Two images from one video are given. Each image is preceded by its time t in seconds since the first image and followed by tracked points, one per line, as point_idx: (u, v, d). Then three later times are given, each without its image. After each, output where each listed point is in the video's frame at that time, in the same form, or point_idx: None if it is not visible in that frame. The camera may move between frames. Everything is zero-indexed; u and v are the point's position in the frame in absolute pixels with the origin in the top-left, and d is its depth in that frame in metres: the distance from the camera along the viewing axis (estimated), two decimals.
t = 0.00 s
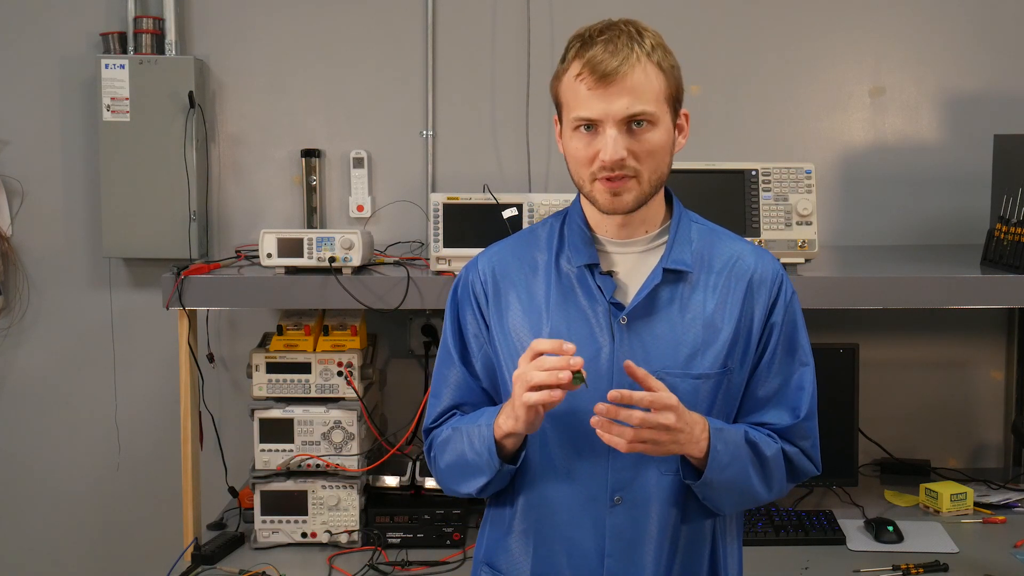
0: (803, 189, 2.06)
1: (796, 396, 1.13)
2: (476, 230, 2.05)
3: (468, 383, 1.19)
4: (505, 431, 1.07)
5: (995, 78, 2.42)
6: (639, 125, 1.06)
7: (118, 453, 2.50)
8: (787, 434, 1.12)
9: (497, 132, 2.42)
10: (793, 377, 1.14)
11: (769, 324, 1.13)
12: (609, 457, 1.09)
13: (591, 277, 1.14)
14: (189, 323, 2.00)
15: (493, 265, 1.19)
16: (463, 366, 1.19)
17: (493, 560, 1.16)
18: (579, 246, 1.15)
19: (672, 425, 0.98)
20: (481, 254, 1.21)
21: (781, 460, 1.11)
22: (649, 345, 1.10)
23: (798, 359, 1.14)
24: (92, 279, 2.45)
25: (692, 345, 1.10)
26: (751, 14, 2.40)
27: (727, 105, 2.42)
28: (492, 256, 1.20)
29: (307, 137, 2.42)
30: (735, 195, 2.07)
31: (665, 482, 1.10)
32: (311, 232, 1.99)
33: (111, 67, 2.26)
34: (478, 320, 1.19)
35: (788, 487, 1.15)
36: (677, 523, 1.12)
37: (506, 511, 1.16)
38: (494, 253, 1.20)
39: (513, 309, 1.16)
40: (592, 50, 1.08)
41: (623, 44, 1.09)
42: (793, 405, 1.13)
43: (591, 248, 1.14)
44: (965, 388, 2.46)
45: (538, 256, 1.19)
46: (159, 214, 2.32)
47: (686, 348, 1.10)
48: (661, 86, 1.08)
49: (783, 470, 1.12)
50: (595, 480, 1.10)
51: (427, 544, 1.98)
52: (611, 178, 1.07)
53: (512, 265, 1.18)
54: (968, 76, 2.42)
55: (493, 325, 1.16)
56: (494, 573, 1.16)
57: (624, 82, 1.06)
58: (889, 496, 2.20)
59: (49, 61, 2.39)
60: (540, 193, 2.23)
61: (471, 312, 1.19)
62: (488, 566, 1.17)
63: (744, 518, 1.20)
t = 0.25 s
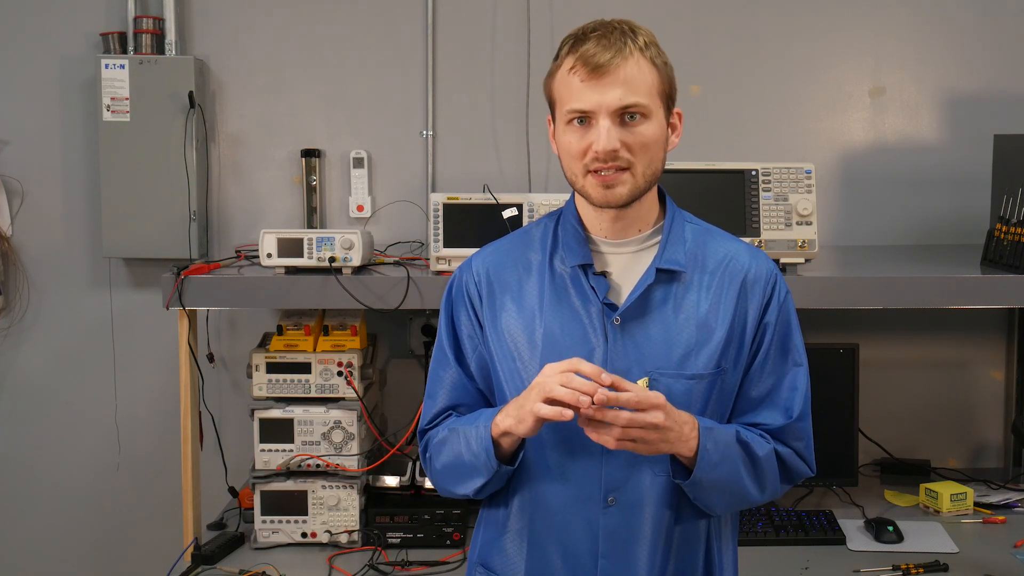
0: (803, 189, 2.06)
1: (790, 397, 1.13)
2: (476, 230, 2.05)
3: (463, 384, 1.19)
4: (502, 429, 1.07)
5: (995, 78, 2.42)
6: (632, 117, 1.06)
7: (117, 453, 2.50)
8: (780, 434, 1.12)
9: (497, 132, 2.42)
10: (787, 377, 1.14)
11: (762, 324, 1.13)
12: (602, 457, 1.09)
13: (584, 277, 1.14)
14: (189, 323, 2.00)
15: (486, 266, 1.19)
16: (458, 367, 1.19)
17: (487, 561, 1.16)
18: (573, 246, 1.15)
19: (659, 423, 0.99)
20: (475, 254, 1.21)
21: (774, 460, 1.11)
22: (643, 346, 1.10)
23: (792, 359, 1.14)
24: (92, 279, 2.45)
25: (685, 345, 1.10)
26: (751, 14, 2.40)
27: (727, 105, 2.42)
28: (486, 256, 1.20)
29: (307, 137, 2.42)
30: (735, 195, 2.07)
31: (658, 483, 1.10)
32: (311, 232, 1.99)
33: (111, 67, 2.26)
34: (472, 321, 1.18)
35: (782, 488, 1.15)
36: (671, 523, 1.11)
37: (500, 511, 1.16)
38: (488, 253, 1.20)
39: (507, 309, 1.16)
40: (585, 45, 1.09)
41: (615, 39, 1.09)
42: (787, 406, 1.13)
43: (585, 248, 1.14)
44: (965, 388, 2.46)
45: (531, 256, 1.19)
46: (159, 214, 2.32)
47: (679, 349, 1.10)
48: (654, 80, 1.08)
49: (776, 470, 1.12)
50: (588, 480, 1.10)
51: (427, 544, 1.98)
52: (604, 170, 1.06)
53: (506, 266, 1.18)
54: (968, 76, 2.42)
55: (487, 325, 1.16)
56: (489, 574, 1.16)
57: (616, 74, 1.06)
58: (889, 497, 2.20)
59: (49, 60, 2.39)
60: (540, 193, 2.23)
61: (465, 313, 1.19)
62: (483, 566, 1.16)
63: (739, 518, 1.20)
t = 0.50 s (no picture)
0: (803, 189, 2.06)
1: (786, 397, 1.13)
2: (476, 230, 2.05)
3: (458, 384, 1.19)
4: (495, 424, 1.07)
5: (995, 78, 2.42)
6: (627, 113, 1.07)
7: (117, 453, 2.50)
8: (776, 435, 1.12)
9: (497, 132, 2.42)
10: (783, 378, 1.14)
11: (757, 325, 1.13)
12: (596, 457, 1.09)
13: (578, 277, 1.14)
14: (189, 323, 2.00)
15: (481, 266, 1.19)
16: (454, 367, 1.20)
17: (482, 561, 1.16)
18: (567, 246, 1.15)
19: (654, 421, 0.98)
20: (470, 255, 1.22)
21: (771, 460, 1.11)
22: (637, 346, 1.10)
23: (787, 360, 1.13)
24: (92, 279, 2.45)
25: (679, 345, 1.10)
26: (751, 14, 2.40)
27: (727, 105, 2.42)
28: (481, 256, 1.20)
29: (307, 137, 2.42)
30: (735, 195, 2.07)
31: (652, 483, 1.10)
32: (311, 232, 1.99)
33: (111, 67, 2.26)
34: (468, 321, 1.19)
35: (779, 489, 1.15)
36: (666, 523, 1.11)
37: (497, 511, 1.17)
38: (484, 253, 1.20)
39: (501, 309, 1.16)
40: (581, 43, 1.10)
41: (611, 37, 1.10)
42: (783, 406, 1.13)
43: (579, 248, 1.14)
44: (965, 388, 2.46)
45: (526, 256, 1.19)
46: (159, 214, 2.32)
47: (673, 349, 1.10)
48: (649, 77, 1.08)
49: (773, 471, 1.12)
50: (582, 480, 1.10)
51: (427, 544, 1.98)
52: (598, 165, 1.06)
53: (500, 266, 1.18)
54: (969, 76, 2.42)
55: (481, 325, 1.16)
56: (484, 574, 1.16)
57: (611, 70, 1.06)
58: (889, 497, 2.20)
59: (49, 60, 2.39)
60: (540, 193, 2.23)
61: (461, 313, 1.19)
62: (478, 566, 1.17)
63: (735, 519, 1.20)
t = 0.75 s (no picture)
0: (802, 189, 2.06)
1: (786, 397, 1.13)
2: (476, 230, 2.06)
3: (456, 385, 1.19)
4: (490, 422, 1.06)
5: (995, 78, 2.42)
6: (625, 112, 1.06)
7: (117, 453, 2.50)
8: (777, 435, 1.12)
9: (497, 132, 2.42)
10: (783, 377, 1.14)
11: (757, 325, 1.13)
12: (593, 457, 1.09)
13: (576, 277, 1.14)
14: (189, 323, 2.00)
15: (479, 267, 1.19)
16: (452, 367, 1.20)
17: (480, 560, 1.16)
18: (564, 246, 1.15)
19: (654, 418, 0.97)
20: (468, 256, 1.22)
21: (772, 461, 1.11)
22: (634, 346, 1.10)
23: (787, 360, 1.13)
24: (92, 279, 2.45)
25: (677, 346, 1.10)
26: (751, 14, 2.40)
27: (727, 105, 2.42)
28: (478, 257, 1.20)
29: (307, 137, 2.42)
30: (735, 195, 2.07)
31: (650, 483, 1.10)
32: (311, 232, 1.99)
33: (111, 67, 2.26)
34: (466, 322, 1.19)
35: (780, 488, 1.15)
36: (665, 521, 1.11)
37: (495, 511, 1.17)
38: (482, 254, 1.21)
39: (498, 309, 1.16)
40: (579, 42, 1.09)
41: (609, 36, 1.10)
42: (784, 407, 1.13)
43: (576, 248, 1.14)
44: (965, 388, 2.46)
45: (524, 256, 1.19)
46: (159, 214, 2.32)
47: (671, 349, 1.10)
48: (647, 77, 1.08)
49: (774, 471, 1.12)
50: (580, 480, 1.10)
51: (427, 544, 1.98)
52: (596, 164, 1.06)
53: (498, 266, 1.19)
54: (969, 76, 2.42)
55: (479, 325, 1.16)
56: (482, 573, 1.16)
57: (609, 69, 1.06)
58: (889, 496, 2.20)
59: (49, 60, 2.39)
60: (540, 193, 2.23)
61: (459, 315, 1.19)
62: (476, 565, 1.17)
63: (735, 519, 1.20)
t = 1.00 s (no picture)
0: (802, 189, 2.06)
1: (785, 398, 1.13)
2: (476, 230, 2.06)
3: (455, 386, 1.19)
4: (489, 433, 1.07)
5: (995, 78, 2.42)
6: (623, 115, 1.07)
7: (117, 453, 2.50)
8: (775, 436, 1.12)
9: (497, 132, 2.42)
10: (782, 378, 1.14)
11: (755, 325, 1.13)
12: (593, 458, 1.10)
13: (574, 277, 1.14)
14: (189, 323, 2.00)
15: (478, 267, 1.19)
16: (451, 369, 1.20)
17: (479, 560, 1.16)
18: (563, 246, 1.15)
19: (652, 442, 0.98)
20: (467, 257, 1.22)
21: (770, 463, 1.11)
22: (633, 346, 1.10)
23: (785, 360, 1.13)
24: (92, 279, 2.45)
25: (675, 346, 1.10)
26: (752, 14, 2.40)
27: (727, 105, 2.42)
28: (477, 258, 1.20)
29: (307, 137, 2.42)
30: (735, 195, 2.07)
31: (649, 484, 1.10)
32: (311, 232, 1.99)
33: (111, 67, 2.26)
34: (465, 323, 1.19)
35: (778, 489, 1.15)
36: (662, 525, 1.11)
37: (495, 511, 1.17)
38: (481, 254, 1.21)
39: (497, 309, 1.16)
40: (577, 45, 1.09)
41: (607, 39, 1.09)
42: (782, 407, 1.13)
43: (575, 248, 1.14)
44: (965, 388, 2.46)
45: (523, 257, 1.19)
46: (159, 214, 2.32)
47: (670, 349, 1.10)
48: (645, 79, 1.08)
49: (772, 473, 1.12)
50: (579, 481, 1.10)
51: (427, 544, 1.98)
52: (595, 168, 1.06)
53: (497, 267, 1.19)
54: (969, 76, 2.42)
55: (478, 326, 1.16)
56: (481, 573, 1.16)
57: (607, 73, 1.06)
58: (889, 496, 2.20)
59: (49, 60, 2.39)
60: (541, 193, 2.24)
61: (458, 315, 1.19)
62: (475, 565, 1.17)
63: (733, 519, 1.20)
